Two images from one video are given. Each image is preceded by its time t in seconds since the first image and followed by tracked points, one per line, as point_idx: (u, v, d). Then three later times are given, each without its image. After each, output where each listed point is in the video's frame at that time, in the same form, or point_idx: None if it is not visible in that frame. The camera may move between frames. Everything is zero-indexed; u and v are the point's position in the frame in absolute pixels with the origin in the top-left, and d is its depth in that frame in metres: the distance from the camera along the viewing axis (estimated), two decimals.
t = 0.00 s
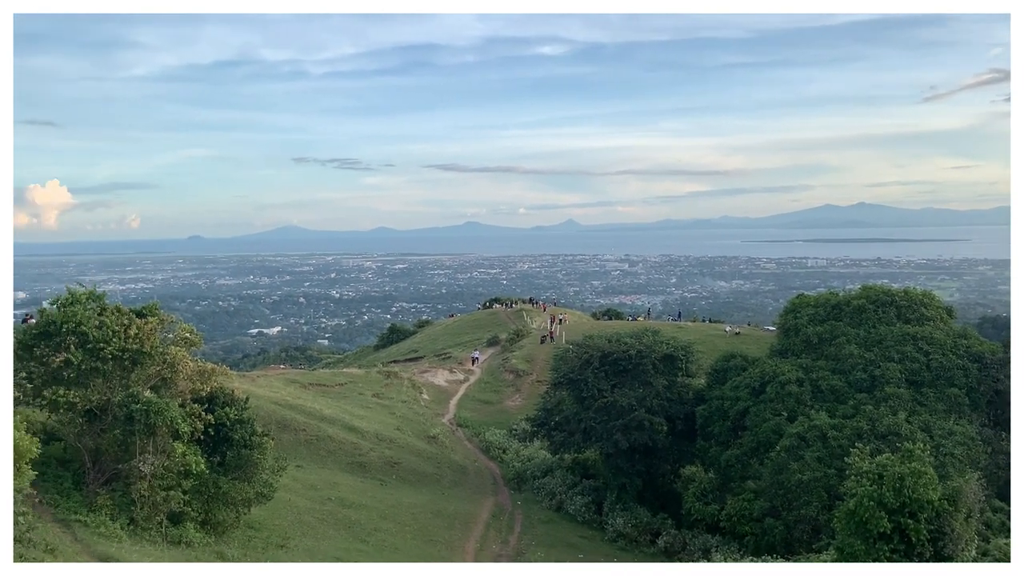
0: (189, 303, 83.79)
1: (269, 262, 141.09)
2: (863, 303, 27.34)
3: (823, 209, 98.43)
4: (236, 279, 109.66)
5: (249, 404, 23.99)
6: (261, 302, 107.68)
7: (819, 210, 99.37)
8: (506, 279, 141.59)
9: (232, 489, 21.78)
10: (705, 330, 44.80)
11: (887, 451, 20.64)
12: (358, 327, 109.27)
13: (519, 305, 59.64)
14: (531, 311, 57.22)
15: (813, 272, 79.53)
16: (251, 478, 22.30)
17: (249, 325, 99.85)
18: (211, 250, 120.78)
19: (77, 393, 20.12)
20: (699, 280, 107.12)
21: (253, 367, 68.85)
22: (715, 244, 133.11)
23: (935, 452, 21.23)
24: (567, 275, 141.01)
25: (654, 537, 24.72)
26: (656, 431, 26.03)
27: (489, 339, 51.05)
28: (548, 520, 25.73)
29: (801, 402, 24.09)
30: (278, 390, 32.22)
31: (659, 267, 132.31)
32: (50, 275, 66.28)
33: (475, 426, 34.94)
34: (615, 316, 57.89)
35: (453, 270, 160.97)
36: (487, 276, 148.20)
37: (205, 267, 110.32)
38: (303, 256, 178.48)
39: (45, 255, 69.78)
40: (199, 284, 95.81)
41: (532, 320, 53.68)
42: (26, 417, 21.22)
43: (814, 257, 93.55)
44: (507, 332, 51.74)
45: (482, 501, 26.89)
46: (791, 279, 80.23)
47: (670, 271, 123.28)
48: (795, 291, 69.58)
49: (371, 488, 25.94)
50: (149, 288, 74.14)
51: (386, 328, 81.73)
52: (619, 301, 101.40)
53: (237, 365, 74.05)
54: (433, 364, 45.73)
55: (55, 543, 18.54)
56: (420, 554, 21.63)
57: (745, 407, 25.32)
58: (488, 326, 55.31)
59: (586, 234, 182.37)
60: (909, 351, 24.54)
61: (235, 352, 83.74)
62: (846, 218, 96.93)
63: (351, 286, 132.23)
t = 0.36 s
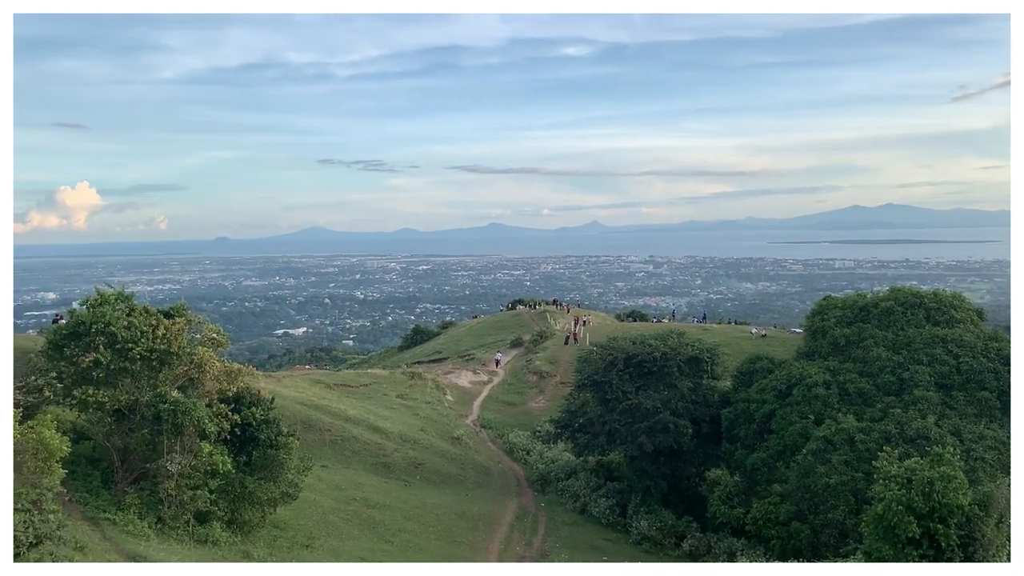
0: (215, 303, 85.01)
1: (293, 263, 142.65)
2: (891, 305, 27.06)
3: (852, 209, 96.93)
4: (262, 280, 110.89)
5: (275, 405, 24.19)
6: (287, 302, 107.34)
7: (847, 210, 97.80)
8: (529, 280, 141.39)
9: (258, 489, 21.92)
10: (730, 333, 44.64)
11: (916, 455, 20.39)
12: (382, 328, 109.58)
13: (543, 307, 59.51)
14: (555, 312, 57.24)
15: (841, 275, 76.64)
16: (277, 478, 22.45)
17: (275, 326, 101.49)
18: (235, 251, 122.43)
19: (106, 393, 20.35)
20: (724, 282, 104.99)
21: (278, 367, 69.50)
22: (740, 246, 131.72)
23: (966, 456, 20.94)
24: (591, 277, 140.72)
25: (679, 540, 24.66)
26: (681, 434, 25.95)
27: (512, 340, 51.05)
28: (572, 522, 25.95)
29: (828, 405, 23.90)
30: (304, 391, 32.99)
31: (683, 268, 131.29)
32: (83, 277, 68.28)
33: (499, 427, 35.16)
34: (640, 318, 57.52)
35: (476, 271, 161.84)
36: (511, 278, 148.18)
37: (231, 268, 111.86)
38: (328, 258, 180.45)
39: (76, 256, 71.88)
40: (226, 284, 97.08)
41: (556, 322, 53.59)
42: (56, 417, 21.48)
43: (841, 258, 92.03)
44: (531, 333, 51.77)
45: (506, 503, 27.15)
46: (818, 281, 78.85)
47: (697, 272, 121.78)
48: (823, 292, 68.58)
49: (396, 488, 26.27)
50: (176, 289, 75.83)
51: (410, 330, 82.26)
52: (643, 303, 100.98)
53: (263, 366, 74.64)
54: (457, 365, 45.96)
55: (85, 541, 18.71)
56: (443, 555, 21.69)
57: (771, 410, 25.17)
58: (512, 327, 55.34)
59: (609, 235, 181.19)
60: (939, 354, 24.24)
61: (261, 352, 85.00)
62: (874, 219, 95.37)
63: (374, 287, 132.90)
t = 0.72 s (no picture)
0: (239, 305, 86.37)
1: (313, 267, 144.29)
2: (916, 308, 26.79)
3: (876, 210, 95.78)
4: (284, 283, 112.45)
5: (297, 406, 24.37)
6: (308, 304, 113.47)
7: (871, 210, 96.16)
8: (550, 283, 141.53)
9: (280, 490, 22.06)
10: (753, 335, 44.43)
11: (941, 459, 20.15)
12: (404, 330, 109.67)
13: (563, 309, 59.43)
14: (576, 314, 57.19)
15: (864, 276, 76.08)
16: (299, 479, 22.60)
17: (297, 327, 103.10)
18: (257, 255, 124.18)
19: (131, 393, 20.57)
20: (746, 283, 104.49)
21: (302, 369, 70.30)
22: (762, 248, 130.64)
23: (992, 461, 20.65)
24: (613, 279, 140.58)
25: (700, 544, 24.62)
26: (703, 437, 25.91)
27: (533, 342, 51.07)
28: (593, 525, 26.04)
29: (852, 409, 23.74)
30: (326, 392, 33.67)
31: (705, 269, 130.55)
32: (110, 279, 70.12)
33: (519, 429, 35.30)
34: (661, 321, 57.26)
35: (497, 274, 162.24)
36: (531, 281, 148.13)
37: (253, 271, 113.51)
38: (350, 261, 182.26)
39: (103, 258, 73.78)
40: (249, 287, 98.60)
41: (576, 324, 53.51)
42: (82, 417, 21.73)
43: (864, 259, 90.36)
44: (552, 335, 51.74)
45: (527, 505, 27.37)
46: (841, 282, 77.93)
47: (717, 274, 121.26)
48: (846, 294, 67.72)
49: (417, 489, 26.54)
50: (199, 290, 77.43)
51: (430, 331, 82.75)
52: (664, 306, 100.70)
53: (285, 368, 75.42)
54: (478, 367, 46.16)
55: (110, 540, 18.87)
56: (463, 556, 21.75)
57: (794, 413, 25.11)
58: (533, 329, 55.35)
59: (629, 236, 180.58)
60: (965, 357, 23.97)
61: (283, 354, 86.14)
62: (899, 220, 94.00)
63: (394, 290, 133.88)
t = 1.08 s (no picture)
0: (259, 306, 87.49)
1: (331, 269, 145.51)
2: (937, 309, 26.60)
3: (897, 211, 94.72)
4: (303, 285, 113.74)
5: (315, 407, 24.53)
6: (327, 306, 116.96)
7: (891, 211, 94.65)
8: (568, 284, 141.65)
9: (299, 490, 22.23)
10: (772, 337, 44.16)
11: (963, 462, 19.96)
12: (421, 330, 110.37)
13: (581, 310, 59.39)
14: (594, 315, 57.11)
15: (885, 277, 75.35)
16: (317, 479, 22.74)
17: (315, 328, 104.01)
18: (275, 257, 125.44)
19: (151, 394, 20.74)
20: (765, 285, 103.90)
21: (322, 369, 70.95)
22: (782, 249, 129.71)
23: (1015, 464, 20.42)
24: (631, 280, 140.42)
25: (718, 546, 24.58)
26: (721, 439, 25.90)
27: (550, 343, 51.08)
28: (611, 527, 26.08)
29: (872, 412, 23.62)
30: (344, 393, 33.99)
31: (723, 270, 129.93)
32: (131, 281, 71.27)
33: (536, 431, 35.32)
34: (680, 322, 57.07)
35: (514, 275, 162.48)
36: (547, 283, 147.93)
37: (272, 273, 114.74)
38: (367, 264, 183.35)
39: (124, 260, 75.01)
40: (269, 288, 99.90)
41: (594, 326, 53.41)
42: (103, 417, 21.94)
43: (885, 260, 88.79)
44: (569, 337, 51.57)
45: (544, 506, 27.47)
46: (862, 284, 77.24)
47: (735, 275, 120.64)
48: (867, 295, 67.05)
49: (435, 491, 26.69)
50: (218, 292, 78.36)
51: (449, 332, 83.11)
52: (681, 308, 100.45)
53: (304, 368, 76.09)
54: (495, 368, 46.27)
55: (130, 539, 19.01)
56: (479, 558, 21.78)
57: (814, 415, 25.07)
58: (550, 330, 55.35)
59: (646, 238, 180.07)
60: (987, 359, 23.75)
61: (302, 355, 86.98)
62: (921, 221, 92.90)
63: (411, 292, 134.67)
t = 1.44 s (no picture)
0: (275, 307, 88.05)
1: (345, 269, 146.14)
2: (955, 309, 26.46)
3: (915, 211, 93.90)
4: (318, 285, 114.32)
5: (331, 407, 24.66)
6: (342, 305, 117.46)
7: (908, 210, 93.83)
8: (582, 284, 141.49)
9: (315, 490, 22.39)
10: (788, 337, 43.96)
11: (981, 464, 19.80)
12: (436, 330, 110.65)
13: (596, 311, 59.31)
14: (609, 316, 57.05)
15: (904, 277, 74.73)
16: (332, 479, 22.87)
17: (330, 328, 104.55)
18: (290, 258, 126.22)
19: (168, 394, 20.87)
20: (781, 285, 103.31)
21: (338, 369, 71.36)
22: (798, 249, 128.88)
23: None
24: (647, 280, 140.08)
25: (734, 547, 24.54)
26: (737, 440, 25.86)
27: (565, 343, 51.07)
28: (626, 528, 26.07)
29: (889, 412, 23.50)
30: (360, 393, 34.19)
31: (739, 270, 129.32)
32: (149, 281, 72.10)
33: (551, 431, 35.34)
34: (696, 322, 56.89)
35: (529, 275, 162.47)
36: (562, 283, 147.69)
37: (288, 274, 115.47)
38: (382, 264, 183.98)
39: (141, 261, 75.88)
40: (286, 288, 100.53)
41: (609, 326, 53.33)
42: (121, 417, 22.08)
43: (902, 260, 88.03)
44: (584, 338, 51.50)
45: (558, 506, 27.51)
46: (880, 283, 76.68)
47: (751, 275, 120.02)
48: (885, 294, 66.55)
49: (450, 491, 26.79)
50: (234, 292, 79.07)
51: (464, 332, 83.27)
52: (697, 308, 100.15)
53: (321, 368, 76.48)
54: (509, 368, 46.34)
55: (148, 538, 19.16)
56: (493, 558, 21.81)
57: (830, 416, 25.00)
58: (565, 330, 55.34)
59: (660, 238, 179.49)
60: (1006, 359, 23.60)
61: (317, 355, 87.42)
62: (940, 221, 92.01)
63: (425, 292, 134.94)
